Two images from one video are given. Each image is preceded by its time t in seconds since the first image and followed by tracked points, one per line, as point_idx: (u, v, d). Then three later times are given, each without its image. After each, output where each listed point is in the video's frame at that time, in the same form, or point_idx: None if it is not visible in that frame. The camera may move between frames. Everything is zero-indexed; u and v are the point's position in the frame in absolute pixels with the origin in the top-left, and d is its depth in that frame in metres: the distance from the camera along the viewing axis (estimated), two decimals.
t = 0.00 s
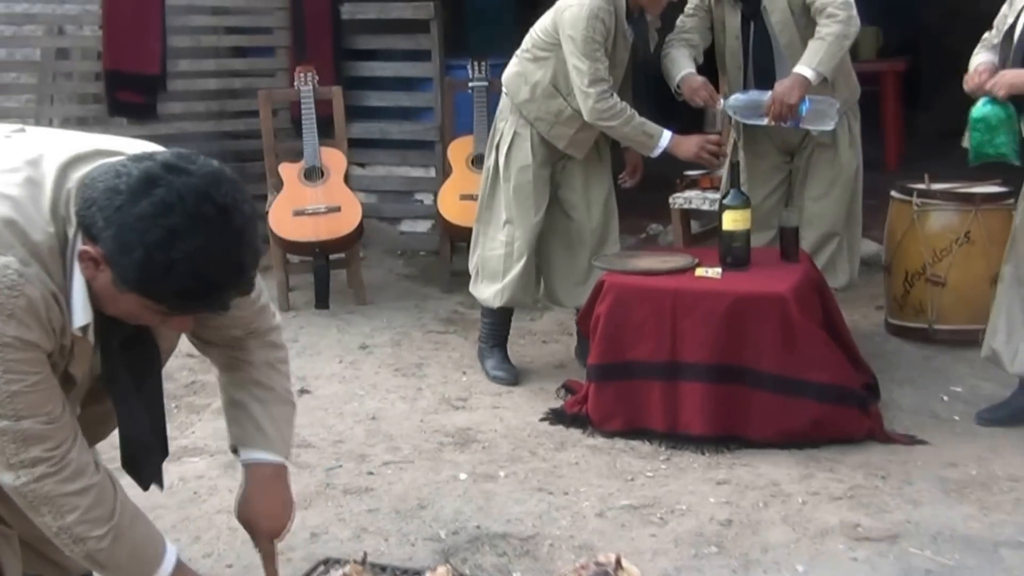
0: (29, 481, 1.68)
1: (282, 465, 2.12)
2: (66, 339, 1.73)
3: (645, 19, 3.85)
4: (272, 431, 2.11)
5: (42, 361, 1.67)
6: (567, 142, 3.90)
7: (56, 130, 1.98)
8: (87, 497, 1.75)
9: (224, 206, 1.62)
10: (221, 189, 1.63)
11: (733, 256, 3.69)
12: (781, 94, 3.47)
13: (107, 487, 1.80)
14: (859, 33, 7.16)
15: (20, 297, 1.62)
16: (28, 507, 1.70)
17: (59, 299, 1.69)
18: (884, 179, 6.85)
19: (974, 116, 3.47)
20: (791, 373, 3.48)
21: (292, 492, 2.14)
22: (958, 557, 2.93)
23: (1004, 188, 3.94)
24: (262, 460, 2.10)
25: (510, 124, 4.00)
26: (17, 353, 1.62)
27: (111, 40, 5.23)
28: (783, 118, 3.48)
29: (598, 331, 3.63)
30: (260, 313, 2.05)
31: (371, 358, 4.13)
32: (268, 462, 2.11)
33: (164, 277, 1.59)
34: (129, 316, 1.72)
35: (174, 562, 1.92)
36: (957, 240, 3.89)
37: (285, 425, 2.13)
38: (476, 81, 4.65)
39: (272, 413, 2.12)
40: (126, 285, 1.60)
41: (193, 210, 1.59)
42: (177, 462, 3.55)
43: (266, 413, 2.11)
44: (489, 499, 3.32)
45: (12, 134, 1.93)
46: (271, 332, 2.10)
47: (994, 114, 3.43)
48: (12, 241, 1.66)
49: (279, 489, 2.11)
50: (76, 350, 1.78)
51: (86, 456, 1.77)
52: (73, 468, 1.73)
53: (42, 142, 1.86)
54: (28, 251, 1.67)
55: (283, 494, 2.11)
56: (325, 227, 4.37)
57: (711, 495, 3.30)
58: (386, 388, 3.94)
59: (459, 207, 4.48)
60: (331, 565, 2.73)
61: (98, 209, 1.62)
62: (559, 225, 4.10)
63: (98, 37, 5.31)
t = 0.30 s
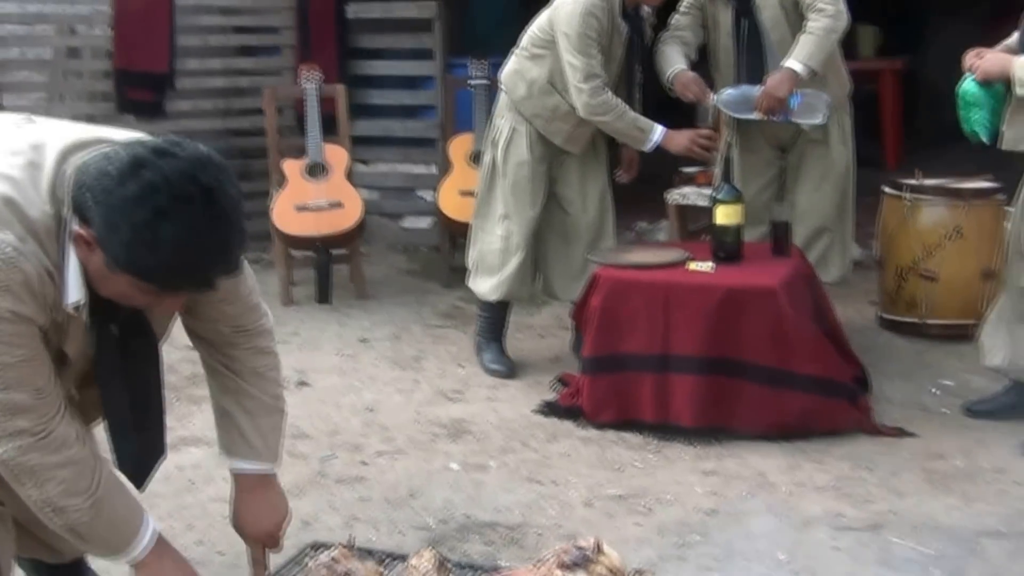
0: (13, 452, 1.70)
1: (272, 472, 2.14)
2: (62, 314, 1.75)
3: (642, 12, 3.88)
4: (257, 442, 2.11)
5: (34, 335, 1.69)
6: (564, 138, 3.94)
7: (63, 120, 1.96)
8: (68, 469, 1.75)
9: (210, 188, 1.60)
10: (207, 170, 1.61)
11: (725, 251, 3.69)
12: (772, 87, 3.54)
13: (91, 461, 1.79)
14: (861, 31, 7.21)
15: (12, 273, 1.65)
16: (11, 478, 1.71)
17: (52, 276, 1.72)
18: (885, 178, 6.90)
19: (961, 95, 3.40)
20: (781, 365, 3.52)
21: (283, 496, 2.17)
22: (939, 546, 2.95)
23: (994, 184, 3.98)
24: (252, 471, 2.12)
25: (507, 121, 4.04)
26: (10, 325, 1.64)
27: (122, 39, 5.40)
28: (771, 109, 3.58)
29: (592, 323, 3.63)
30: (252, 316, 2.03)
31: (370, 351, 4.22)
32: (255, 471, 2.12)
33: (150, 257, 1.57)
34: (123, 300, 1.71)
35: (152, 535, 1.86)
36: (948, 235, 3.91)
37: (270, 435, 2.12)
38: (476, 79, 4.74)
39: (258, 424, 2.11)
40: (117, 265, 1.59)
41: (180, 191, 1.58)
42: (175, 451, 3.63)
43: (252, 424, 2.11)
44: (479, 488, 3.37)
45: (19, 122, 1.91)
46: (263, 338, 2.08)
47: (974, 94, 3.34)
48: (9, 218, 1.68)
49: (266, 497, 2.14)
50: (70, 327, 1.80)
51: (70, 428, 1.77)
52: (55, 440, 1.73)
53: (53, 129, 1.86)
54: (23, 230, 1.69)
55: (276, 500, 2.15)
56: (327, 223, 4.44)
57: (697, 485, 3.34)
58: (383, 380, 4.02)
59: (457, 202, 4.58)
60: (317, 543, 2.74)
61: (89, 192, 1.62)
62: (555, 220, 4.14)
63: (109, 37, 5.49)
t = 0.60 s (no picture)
0: None
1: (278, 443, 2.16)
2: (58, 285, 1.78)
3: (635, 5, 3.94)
4: (258, 416, 2.13)
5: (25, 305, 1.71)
6: (561, 130, 3.96)
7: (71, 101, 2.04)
8: (36, 436, 1.76)
9: (206, 156, 1.62)
10: (203, 141, 1.63)
11: (717, 244, 3.72)
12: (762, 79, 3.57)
13: (63, 429, 1.80)
14: (855, 26, 7.25)
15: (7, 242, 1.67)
16: None
17: (50, 247, 1.74)
18: (878, 173, 6.95)
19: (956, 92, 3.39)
20: (770, 356, 3.55)
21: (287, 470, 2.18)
22: (922, 534, 2.99)
23: (982, 179, 4.02)
24: (260, 441, 2.14)
25: (504, 115, 4.05)
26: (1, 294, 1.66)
27: (123, 31, 5.48)
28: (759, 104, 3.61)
29: (586, 315, 3.67)
30: (253, 289, 2.08)
31: (366, 341, 4.29)
32: (255, 444, 2.14)
33: (146, 222, 1.57)
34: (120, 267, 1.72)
35: (121, 507, 1.87)
36: (936, 229, 3.96)
37: (273, 408, 2.15)
38: (473, 73, 4.78)
39: (260, 398, 2.14)
40: (115, 230, 1.59)
41: (176, 157, 1.59)
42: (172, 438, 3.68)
43: (256, 398, 2.14)
44: (472, 476, 3.42)
45: (29, 102, 1.99)
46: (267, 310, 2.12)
47: (967, 90, 3.34)
48: (11, 187, 1.72)
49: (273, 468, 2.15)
50: (65, 298, 1.83)
51: (46, 394, 1.78)
52: (26, 406, 1.74)
53: (62, 108, 1.95)
54: (26, 200, 1.73)
55: (281, 471, 2.16)
56: (326, 216, 4.48)
57: (686, 474, 3.38)
58: (379, 369, 4.08)
59: (456, 195, 4.62)
60: (312, 526, 2.74)
61: (90, 163, 1.64)
62: (551, 212, 4.17)
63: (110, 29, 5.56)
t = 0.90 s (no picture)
0: None
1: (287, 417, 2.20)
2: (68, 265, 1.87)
3: None
4: (271, 388, 2.19)
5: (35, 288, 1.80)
6: (556, 122, 4.00)
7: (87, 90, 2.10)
8: (48, 415, 1.85)
9: (201, 137, 1.69)
10: (200, 123, 1.70)
11: (708, 236, 3.77)
12: (751, 68, 3.62)
13: (74, 407, 1.89)
14: (849, 21, 7.28)
15: (21, 228, 1.75)
16: None
17: (60, 232, 1.82)
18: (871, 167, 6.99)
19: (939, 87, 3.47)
20: (759, 347, 3.59)
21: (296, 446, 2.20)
22: (905, 522, 3.05)
23: (970, 172, 4.07)
24: (269, 414, 2.18)
25: (500, 108, 4.09)
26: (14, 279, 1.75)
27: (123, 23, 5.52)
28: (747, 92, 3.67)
29: (578, 306, 3.71)
30: (257, 266, 2.16)
31: (361, 332, 4.44)
32: (268, 417, 2.18)
33: (142, 200, 1.65)
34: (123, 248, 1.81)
35: (136, 478, 1.96)
36: (925, 223, 4.02)
37: (285, 380, 2.20)
38: (472, 67, 4.82)
39: (270, 369, 2.20)
40: (115, 207, 1.67)
41: (172, 138, 1.66)
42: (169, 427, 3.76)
43: (268, 370, 2.20)
44: (465, 464, 3.47)
45: (47, 90, 2.05)
46: (271, 287, 2.21)
47: (951, 85, 3.42)
48: (25, 175, 1.80)
49: (280, 443, 2.17)
50: (75, 280, 1.93)
51: (55, 375, 1.87)
52: (37, 386, 1.84)
53: (76, 96, 2.00)
54: (40, 186, 1.80)
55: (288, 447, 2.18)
56: (324, 207, 4.53)
57: (677, 462, 3.43)
58: (374, 360, 4.19)
59: (452, 188, 4.68)
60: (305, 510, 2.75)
61: (92, 144, 1.71)
62: (545, 203, 4.21)
63: (110, 21, 5.60)
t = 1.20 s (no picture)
0: (25, 396, 1.84)
1: (285, 426, 2.20)
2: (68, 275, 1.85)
3: None
4: (271, 397, 2.19)
5: (43, 292, 1.80)
6: (550, 115, 4.04)
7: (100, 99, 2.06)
8: (75, 412, 1.89)
9: (201, 164, 1.64)
10: (201, 151, 1.65)
11: (700, 228, 3.82)
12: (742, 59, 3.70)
13: (97, 404, 1.93)
14: (844, 16, 7.33)
15: (25, 238, 1.75)
16: (22, 419, 1.86)
17: (65, 240, 1.81)
18: (865, 160, 7.04)
19: (932, 78, 3.54)
20: (749, 338, 3.64)
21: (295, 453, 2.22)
22: (889, 509, 3.10)
23: (959, 167, 4.12)
24: (264, 422, 2.18)
25: (496, 101, 4.12)
26: (19, 285, 1.76)
27: (123, 16, 5.61)
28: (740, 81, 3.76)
29: (572, 296, 3.76)
30: (256, 276, 2.16)
31: (358, 321, 4.50)
32: (268, 425, 2.18)
33: (141, 226, 1.60)
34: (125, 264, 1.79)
35: (151, 478, 1.99)
36: (913, 216, 4.07)
37: (286, 388, 2.21)
38: (468, 60, 4.87)
39: (267, 373, 2.20)
40: (113, 230, 1.62)
41: (173, 165, 1.61)
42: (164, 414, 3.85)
43: (268, 379, 2.20)
44: (457, 452, 3.52)
45: (58, 100, 2.02)
46: (271, 297, 2.21)
47: (942, 77, 3.48)
48: (30, 185, 1.78)
49: (274, 450, 2.17)
50: (77, 285, 1.91)
51: (80, 374, 1.91)
52: (63, 384, 1.87)
53: (86, 107, 1.96)
54: (44, 197, 1.79)
55: (282, 455, 2.18)
56: (321, 198, 4.58)
57: (666, 450, 3.48)
58: (370, 348, 4.25)
59: (448, 178, 4.74)
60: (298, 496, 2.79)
61: (93, 163, 1.66)
62: (540, 196, 4.25)
63: (110, 13, 5.65)
